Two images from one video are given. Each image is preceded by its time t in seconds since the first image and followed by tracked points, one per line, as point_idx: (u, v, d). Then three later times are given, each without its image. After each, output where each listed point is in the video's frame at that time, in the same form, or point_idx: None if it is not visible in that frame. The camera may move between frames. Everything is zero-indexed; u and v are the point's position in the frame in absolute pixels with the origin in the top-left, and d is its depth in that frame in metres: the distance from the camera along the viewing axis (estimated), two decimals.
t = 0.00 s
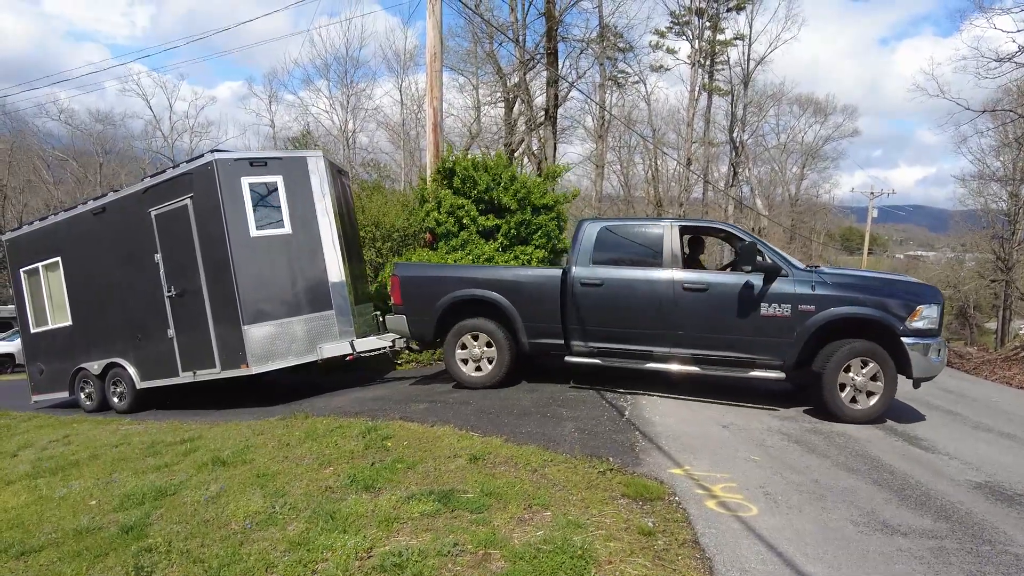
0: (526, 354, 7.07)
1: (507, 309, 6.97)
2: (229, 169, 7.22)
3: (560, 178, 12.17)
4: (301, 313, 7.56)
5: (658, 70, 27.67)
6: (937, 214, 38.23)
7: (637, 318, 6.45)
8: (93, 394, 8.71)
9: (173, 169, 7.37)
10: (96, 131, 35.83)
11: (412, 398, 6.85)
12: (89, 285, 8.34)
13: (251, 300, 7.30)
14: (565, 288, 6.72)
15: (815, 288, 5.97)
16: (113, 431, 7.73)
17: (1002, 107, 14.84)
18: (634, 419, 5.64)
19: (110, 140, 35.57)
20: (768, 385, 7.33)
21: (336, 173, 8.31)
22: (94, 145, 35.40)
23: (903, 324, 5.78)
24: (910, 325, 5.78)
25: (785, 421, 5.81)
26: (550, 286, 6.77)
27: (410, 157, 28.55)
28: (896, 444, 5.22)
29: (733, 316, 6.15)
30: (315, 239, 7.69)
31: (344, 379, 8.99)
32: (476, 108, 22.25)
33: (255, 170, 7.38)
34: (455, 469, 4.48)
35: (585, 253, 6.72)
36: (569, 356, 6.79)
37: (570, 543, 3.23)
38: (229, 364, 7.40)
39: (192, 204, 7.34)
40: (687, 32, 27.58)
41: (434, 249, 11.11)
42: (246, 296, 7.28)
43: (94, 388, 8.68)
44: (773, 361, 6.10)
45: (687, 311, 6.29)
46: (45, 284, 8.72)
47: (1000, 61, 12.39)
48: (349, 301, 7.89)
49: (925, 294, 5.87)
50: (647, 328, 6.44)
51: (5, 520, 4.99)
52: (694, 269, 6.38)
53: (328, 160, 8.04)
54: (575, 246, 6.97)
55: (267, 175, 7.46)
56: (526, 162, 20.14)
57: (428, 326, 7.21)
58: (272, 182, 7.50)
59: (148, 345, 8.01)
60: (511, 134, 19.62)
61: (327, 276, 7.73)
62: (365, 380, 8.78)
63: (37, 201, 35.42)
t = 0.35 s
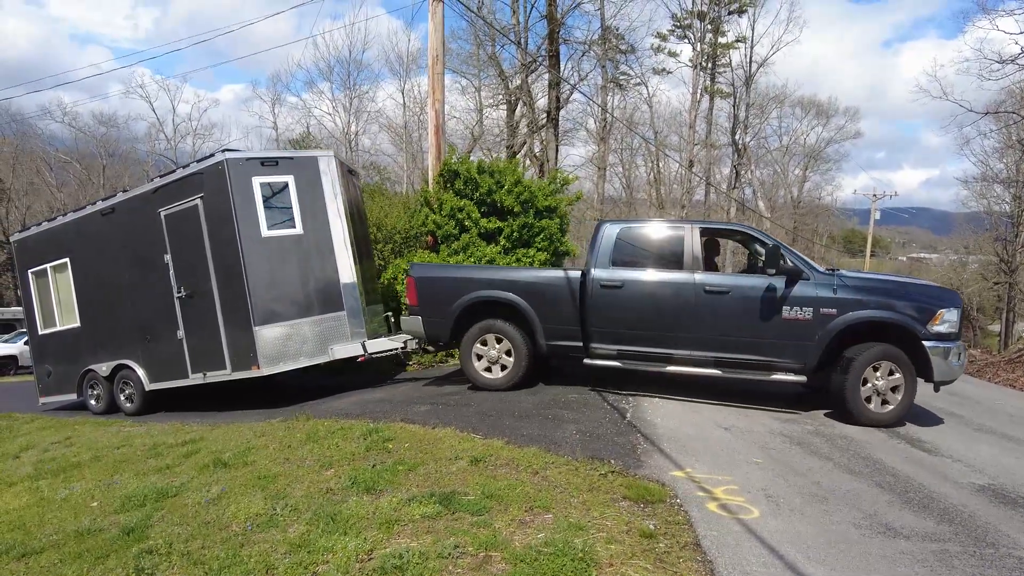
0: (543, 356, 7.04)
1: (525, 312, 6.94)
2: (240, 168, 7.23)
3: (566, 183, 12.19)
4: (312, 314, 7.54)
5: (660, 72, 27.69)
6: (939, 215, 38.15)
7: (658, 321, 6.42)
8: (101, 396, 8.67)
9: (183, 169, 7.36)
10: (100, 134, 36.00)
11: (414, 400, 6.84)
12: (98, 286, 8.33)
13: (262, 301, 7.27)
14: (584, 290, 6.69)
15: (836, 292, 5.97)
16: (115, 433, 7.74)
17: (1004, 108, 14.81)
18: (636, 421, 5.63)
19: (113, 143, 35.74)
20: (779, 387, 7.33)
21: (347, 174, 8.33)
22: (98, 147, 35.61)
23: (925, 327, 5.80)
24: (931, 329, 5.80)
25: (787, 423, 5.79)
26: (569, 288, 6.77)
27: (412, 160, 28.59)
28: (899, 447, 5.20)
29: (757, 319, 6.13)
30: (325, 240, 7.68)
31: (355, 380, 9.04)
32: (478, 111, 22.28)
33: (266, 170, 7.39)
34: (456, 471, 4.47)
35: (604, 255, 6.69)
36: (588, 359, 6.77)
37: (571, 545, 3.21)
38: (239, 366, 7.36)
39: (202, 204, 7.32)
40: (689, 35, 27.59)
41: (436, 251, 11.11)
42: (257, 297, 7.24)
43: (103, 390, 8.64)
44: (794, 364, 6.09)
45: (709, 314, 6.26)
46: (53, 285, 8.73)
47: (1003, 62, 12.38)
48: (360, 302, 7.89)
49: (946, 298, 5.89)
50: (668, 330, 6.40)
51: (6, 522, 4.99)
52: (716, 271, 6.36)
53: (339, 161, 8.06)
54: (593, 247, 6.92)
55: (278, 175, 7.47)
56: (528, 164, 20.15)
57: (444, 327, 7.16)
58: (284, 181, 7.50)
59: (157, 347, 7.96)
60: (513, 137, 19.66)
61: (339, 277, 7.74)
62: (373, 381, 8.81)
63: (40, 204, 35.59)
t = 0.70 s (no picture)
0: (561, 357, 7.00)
1: (544, 313, 6.89)
2: (251, 167, 7.19)
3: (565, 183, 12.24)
4: (324, 314, 7.51)
5: (661, 74, 27.69)
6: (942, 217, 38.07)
7: (678, 322, 6.40)
8: (110, 398, 8.65)
9: (194, 168, 7.33)
10: (102, 136, 36.12)
11: (414, 401, 6.83)
12: (106, 287, 8.31)
13: (273, 302, 7.23)
14: (603, 291, 6.66)
15: (856, 295, 5.96)
16: (116, 434, 7.76)
17: (1007, 110, 14.77)
18: (637, 423, 5.62)
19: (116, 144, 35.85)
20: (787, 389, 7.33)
21: (358, 174, 8.33)
22: (100, 149, 35.76)
23: (945, 330, 5.77)
24: (951, 332, 5.78)
25: (788, 424, 5.78)
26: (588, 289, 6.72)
27: (413, 161, 28.60)
28: (900, 448, 5.18)
29: (779, 322, 6.12)
30: (335, 240, 7.68)
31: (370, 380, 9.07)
32: (480, 113, 22.31)
33: (277, 169, 7.36)
34: (456, 472, 4.48)
35: (622, 256, 6.68)
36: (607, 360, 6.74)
37: (570, 547, 3.21)
38: (251, 366, 7.30)
39: (213, 203, 7.29)
40: (690, 37, 27.58)
41: (438, 251, 11.11)
42: (269, 298, 7.20)
43: (111, 391, 8.63)
44: (815, 367, 6.07)
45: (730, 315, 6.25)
46: (61, 285, 8.72)
47: (1005, 63, 12.37)
48: (371, 303, 7.88)
49: (965, 302, 5.88)
50: (688, 332, 6.39)
51: (7, 523, 5.00)
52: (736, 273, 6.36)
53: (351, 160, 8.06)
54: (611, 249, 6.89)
55: (289, 175, 7.44)
56: (529, 165, 20.15)
57: (462, 327, 7.12)
58: (295, 181, 7.49)
59: (167, 348, 7.92)
60: (515, 139, 19.68)
61: (350, 278, 7.72)
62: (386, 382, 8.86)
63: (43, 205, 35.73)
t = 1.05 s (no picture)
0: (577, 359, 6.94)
1: (563, 315, 6.78)
2: (263, 167, 7.20)
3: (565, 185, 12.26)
4: (336, 315, 7.51)
5: (662, 76, 27.72)
6: (943, 219, 38.05)
7: (697, 324, 6.37)
8: (117, 399, 8.62)
9: (205, 168, 7.33)
10: (103, 138, 36.23)
11: (415, 403, 6.85)
12: (113, 288, 8.30)
13: (285, 303, 7.22)
14: (621, 292, 6.61)
15: (876, 298, 5.99)
16: (117, 436, 7.78)
17: (1008, 112, 14.78)
18: (637, 425, 5.62)
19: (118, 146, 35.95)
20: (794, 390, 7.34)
21: (367, 173, 8.34)
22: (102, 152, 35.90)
23: (964, 334, 5.84)
24: (969, 335, 5.84)
25: (788, 426, 5.79)
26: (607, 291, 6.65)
27: (415, 164, 28.64)
28: (901, 450, 5.18)
29: (799, 323, 6.13)
30: (346, 241, 7.68)
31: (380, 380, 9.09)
32: (480, 115, 22.35)
33: (288, 169, 7.38)
34: (456, 474, 4.48)
35: (639, 258, 6.65)
36: (626, 363, 6.65)
37: (570, 548, 3.22)
38: (262, 368, 7.29)
39: (223, 203, 7.29)
40: (691, 40, 27.61)
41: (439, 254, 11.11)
42: (281, 298, 7.19)
43: (119, 393, 8.58)
44: (833, 369, 6.09)
45: (750, 317, 6.24)
46: (68, 286, 8.70)
47: (1006, 66, 12.40)
48: (382, 304, 7.87)
49: (982, 306, 5.95)
50: (708, 334, 6.36)
51: (9, 524, 5.02)
52: (756, 275, 6.35)
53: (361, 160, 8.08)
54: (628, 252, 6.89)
55: (301, 174, 7.45)
56: (530, 168, 20.17)
57: (478, 328, 7.01)
58: (306, 180, 7.50)
59: (177, 349, 7.91)
60: (516, 141, 19.70)
61: (362, 280, 7.72)
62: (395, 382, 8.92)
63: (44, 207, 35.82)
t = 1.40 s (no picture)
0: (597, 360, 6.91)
1: (583, 317, 6.77)
2: (276, 166, 7.15)
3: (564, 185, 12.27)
4: (349, 315, 7.46)
5: (663, 77, 27.71)
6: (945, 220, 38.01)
7: (716, 326, 6.37)
8: (125, 400, 8.60)
9: (217, 167, 7.27)
10: (105, 139, 36.31)
11: (415, 404, 6.86)
12: (121, 287, 8.28)
13: (298, 303, 7.16)
14: (643, 293, 6.59)
15: (897, 300, 6.00)
16: (118, 437, 7.80)
17: (1009, 114, 14.76)
18: (637, 426, 5.63)
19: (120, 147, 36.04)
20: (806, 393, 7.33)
21: (379, 172, 8.31)
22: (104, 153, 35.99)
23: (984, 337, 5.86)
24: (989, 338, 5.86)
25: (788, 427, 5.79)
26: (628, 291, 6.65)
27: (417, 165, 28.66)
28: (901, 451, 5.18)
29: (822, 326, 6.14)
30: (359, 241, 7.64)
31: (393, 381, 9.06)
32: (481, 116, 22.38)
33: (301, 168, 7.33)
34: (455, 475, 4.48)
35: (659, 260, 6.64)
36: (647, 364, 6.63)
37: (570, 548, 3.22)
38: (275, 369, 7.23)
39: (235, 203, 7.24)
40: (693, 41, 27.62)
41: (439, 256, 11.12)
42: (294, 299, 7.13)
43: (128, 394, 8.57)
44: (854, 371, 6.10)
45: (772, 319, 6.24)
46: (76, 285, 8.70)
47: (1007, 67, 12.42)
48: (395, 304, 7.82)
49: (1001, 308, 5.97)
50: (729, 336, 6.36)
51: (10, 524, 5.03)
52: (778, 276, 6.35)
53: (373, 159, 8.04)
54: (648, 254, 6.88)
55: (314, 173, 7.41)
56: (531, 169, 20.18)
57: (497, 329, 6.98)
58: (319, 180, 7.45)
59: (187, 350, 7.86)
60: (517, 142, 19.72)
61: (375, 279, 7.68)
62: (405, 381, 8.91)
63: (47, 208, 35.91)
